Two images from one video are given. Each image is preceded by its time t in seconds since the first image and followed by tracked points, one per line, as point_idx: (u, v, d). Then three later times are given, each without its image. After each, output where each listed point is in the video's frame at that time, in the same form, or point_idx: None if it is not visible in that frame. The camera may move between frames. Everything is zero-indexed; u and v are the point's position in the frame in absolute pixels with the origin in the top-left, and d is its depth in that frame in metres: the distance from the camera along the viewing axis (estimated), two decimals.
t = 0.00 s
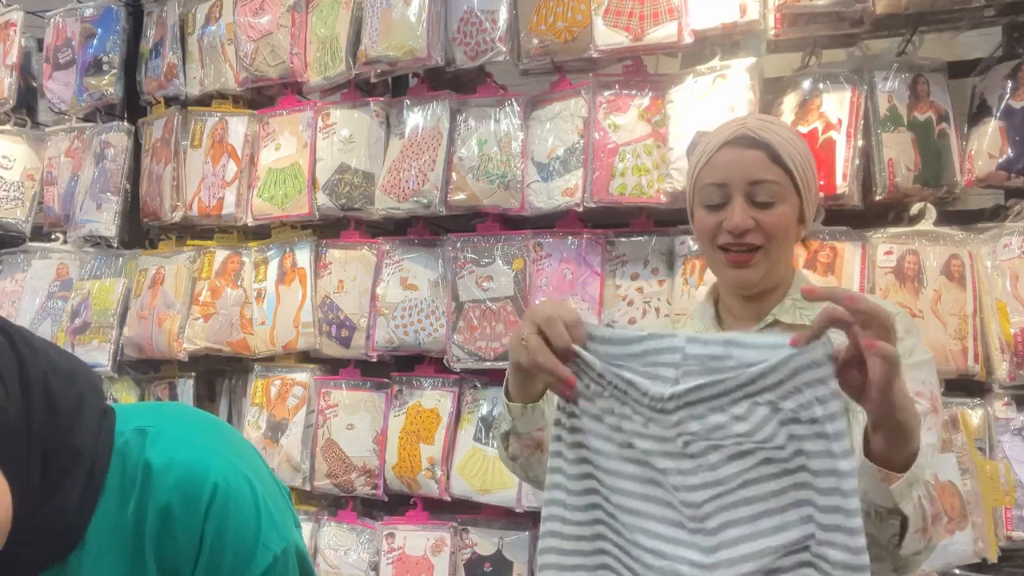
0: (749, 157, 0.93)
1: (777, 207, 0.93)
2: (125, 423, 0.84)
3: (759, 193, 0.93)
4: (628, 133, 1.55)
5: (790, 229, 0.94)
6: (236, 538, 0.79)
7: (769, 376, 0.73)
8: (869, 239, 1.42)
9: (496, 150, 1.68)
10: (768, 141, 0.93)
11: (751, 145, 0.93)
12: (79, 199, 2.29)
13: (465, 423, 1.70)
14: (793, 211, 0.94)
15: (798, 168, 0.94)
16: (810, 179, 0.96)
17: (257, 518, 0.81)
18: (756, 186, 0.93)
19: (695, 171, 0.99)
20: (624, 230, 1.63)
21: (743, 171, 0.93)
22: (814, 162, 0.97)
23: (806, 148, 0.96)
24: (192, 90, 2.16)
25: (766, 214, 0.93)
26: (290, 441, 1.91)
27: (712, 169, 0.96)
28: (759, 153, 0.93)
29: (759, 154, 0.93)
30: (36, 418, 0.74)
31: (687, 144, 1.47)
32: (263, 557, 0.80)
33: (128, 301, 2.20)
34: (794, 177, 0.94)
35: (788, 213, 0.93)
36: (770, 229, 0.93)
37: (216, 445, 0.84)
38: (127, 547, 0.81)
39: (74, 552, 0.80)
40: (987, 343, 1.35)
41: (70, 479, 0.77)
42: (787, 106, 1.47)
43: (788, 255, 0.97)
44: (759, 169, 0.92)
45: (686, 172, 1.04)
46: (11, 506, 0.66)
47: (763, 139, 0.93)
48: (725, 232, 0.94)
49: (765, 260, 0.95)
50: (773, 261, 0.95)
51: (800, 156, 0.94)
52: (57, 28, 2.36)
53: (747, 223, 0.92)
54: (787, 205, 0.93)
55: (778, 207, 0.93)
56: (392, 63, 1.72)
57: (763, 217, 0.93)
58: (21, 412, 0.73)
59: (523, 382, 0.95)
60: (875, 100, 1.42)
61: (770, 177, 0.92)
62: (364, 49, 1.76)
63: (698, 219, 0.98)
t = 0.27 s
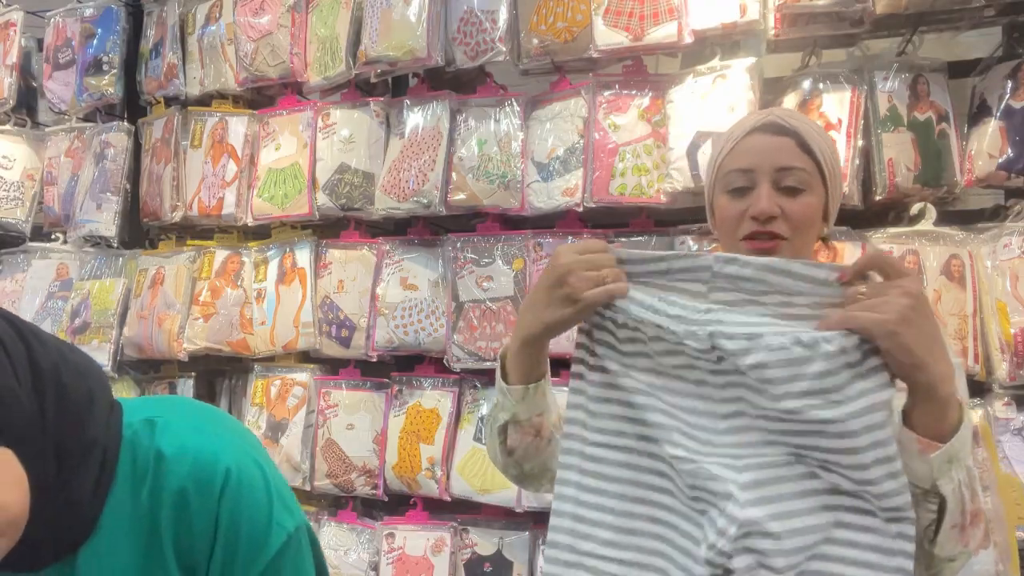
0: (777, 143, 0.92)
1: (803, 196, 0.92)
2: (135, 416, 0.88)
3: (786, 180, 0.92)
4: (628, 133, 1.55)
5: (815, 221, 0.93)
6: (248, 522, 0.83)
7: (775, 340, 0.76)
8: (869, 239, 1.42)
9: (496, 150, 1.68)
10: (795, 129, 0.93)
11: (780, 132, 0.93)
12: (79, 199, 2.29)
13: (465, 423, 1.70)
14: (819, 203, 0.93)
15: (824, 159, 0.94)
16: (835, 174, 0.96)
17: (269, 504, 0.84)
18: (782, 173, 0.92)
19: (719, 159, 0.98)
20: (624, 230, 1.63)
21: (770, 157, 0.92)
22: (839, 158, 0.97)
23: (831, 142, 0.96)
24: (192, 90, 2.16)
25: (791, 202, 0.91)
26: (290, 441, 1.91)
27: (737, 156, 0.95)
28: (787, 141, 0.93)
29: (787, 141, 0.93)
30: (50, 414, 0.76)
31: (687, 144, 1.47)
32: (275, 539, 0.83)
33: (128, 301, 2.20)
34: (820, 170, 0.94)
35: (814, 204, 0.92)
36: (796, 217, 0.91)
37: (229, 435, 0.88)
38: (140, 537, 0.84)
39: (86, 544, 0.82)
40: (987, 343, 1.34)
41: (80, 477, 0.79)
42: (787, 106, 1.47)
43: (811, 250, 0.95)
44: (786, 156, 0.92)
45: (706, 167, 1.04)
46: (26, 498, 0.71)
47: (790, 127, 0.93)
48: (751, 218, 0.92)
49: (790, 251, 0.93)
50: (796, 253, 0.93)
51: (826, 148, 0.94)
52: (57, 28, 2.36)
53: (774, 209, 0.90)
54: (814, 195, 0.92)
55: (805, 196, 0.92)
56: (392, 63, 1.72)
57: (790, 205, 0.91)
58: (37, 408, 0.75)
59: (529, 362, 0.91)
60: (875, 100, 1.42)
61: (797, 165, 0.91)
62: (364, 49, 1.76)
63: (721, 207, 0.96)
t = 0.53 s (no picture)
0: (797, 129, 0.94)
1: (822, 183, 0.93)
2: (142, 413, 0.90)
3: (806, 167, 0.93)
4: (628, 133, 1.55)
5: (835, 210, 0.94)
6: (247, 516, 0.85)
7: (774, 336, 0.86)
8: (869, 239, 1.42)
9: (496, 150, 1.68)
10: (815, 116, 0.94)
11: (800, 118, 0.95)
12: (79, 199, 2.29)
13: (465, 423, 1.70)
14: (838, 190, 0.94)
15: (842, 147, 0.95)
16: (852, 163, 0.97)
17: (271, 502, 0.87)
18: (803, 159, 0.93)
19: (738, 146, 0.99)
20: (624, 230, 1.63)
21: (791, 143, 0.93)
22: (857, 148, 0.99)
23: (850, 131, 0.97)
24: (192, 90, 2.16)
25: (811, 189, 0.92)
26: (290, 441, 1.91)
27: (757, 143, 0.96)
28: (808, 127, 0.94)
29: (808, 127, 0.94)
30: (60, 410, 0.80)
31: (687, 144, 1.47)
32: (274, 533, 0.86)
33: (128, 301, 2.20)
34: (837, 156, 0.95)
35: (834, 191, 0.93)
36: (817, 204, 0.92)
37: (230, 432, 0.90)
38: (146, 533, 0.87)
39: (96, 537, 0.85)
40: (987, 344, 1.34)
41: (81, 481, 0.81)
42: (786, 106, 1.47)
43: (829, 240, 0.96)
44: (807, 142, 0.93)
45: (719, 156, 1.05)
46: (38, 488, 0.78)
47: (810, 114, 0.95)
48: (770, 207, 0.92)
49: (809, 239, 0.93)
50: (816, 242, 0.94)
51: (845, 137, 0.95)
52: (57, 28, 2.36)
53: (796, 196, 0.91)
54: (833, 182, 0.93)
55: (823, 183, 0.93)
56: (392, 63, 1.72)
57: (810, 192, 0.92)
58: (47, 405, 0.79)
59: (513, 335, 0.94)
60: (875, 100, 1.42)
61: (818, 151, 0.93)
62: (364, 49, 1.76)
63: (739, 196, 0.97)
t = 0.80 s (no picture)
0: (816, 121, 0.92)
1: (844, 177, 0.92)
2: (141, 414, 0.90)
3: (827, 160, 0.91)
4: (628, 133, 1.55)
5: (857, 204, 0.93)
6: (250, 517, 0.86)
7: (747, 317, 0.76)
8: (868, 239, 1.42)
9: (496, 150, 1.68)
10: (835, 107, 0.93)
11: (820, 109, 0.93)
12: (79, 199, 2.29)
13: (465, 423, 1.71)
14: (859, 182, 0.92)
15: (864, 140, 0.94)
16: (875, 156, 0.96)
17: (276, 501, 0.88)
18: (824, 152, 0.92)
19: (755, 138, 0.98)
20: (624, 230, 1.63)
21: (812, 134, 0.92)
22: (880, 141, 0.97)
23: (872, 124, 0.96)
24: (192, 90, 2.16)
25: (832, 182, 0.91)
26: (290, 441, 1.91)
27: (776, 134, 0.94)
28: (829, 119, 0.93)
29: (829, 119, 0.93)
30: (60, 412, 0.78)
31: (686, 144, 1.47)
32: (280, 528, 0.87)
33: (128, 301, 2.20)
34: (858, 147, 0.93)
35: (856, 185, 0.91)
36: (838, 198, 0.91)
37: (229, 432, 0.90)
38: (147, 537, 0.87)
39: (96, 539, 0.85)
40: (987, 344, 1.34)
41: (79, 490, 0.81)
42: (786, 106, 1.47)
43: (851, 235, 0.94)
44: (829, 134, 0.92)
45: (735, 149, 1.04)
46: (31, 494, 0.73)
47: (831, 105, 0.93)
48: (788, 202, 0.91)
49: (829, 234, 0.92)
50: (836, 237, 0.93)
51: (868, 130, 0.94)
52: (57, 28, 2.36)
53: (816, 190, 0.90)
54: (854, 175, 0.92)
55: (843, 177, 0.92)
56: (392, 63, 1.72)
57: (831, 185, 0.91)
58: (45, 409, 0.77)
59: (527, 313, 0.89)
60: (875, 100, 1.42)
61: (839, 143, 0.91)
62: (364, 49, 1.75)
63: (756, 191, 0.95)
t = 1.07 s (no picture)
0: (817, 114, 0.93)
1: (841, 171, 0.93)
2: (142, 414, 0.91)
3: (826, 153, 0.92)
4: (628, 133, 1.55)
5: (853, 198, 0.93)
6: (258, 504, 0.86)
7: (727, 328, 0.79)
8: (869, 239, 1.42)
9: (496, 150, 1.68)
10: (834, 101, 0.94)
11: (820, 103, 0.94)
12: (79, 199, 2.29)
13: (465, 422, 1.70)
14: (857, 178, 0.93)
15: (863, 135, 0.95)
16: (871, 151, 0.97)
17: (286, 490, 0.89)
18: (823, 145, 0.92)
19: (756, 130, 0.99)
20: (624, 230, 1.63)
21: (811, 128, 0.92)
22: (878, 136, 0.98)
23: (870, 118, 0.97)
24: (192, 90, 2.16)
25: (829, 176, 0.92)
26: (290, 441, 1.91)
27: (776, 126, 0.95)
28: (828, 112, 0.94)
29: (828, 112, 0.94)
30: (58, 416, 0.78)
31: (686, 143, 1.47)
32: (293, 509, 0.88)
33: (128, 301, 2.20)
34: (857, 143, 0.94)
35: (852, 180, 0.92)
36: (834, 191, 0.92)
37: (232, 428, 0.92)
38: (150, 534, 0.87)
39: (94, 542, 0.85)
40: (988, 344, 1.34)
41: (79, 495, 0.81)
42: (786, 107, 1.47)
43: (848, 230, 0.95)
44: (828, 128, 0.92)
45: (733, 140, 1.05)
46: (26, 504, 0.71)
47: (829, 99, 0.95)
48: (787, 193, 0.92)
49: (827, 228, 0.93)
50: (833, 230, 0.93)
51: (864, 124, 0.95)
52: (57, 29, 2.36)
53: (813, 182, 0.91)
54: (852, 169, 0.93)
55: (842, 171, 0.93)
56: (392, 63, 1.72)
57: (829, 179, 0.92)
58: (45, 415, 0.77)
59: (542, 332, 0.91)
60: (875, 100, 1.42)
61: (837, 138, 0.92)
62: (364, 49, 1.75)
63: (755, 182, 0.96)
